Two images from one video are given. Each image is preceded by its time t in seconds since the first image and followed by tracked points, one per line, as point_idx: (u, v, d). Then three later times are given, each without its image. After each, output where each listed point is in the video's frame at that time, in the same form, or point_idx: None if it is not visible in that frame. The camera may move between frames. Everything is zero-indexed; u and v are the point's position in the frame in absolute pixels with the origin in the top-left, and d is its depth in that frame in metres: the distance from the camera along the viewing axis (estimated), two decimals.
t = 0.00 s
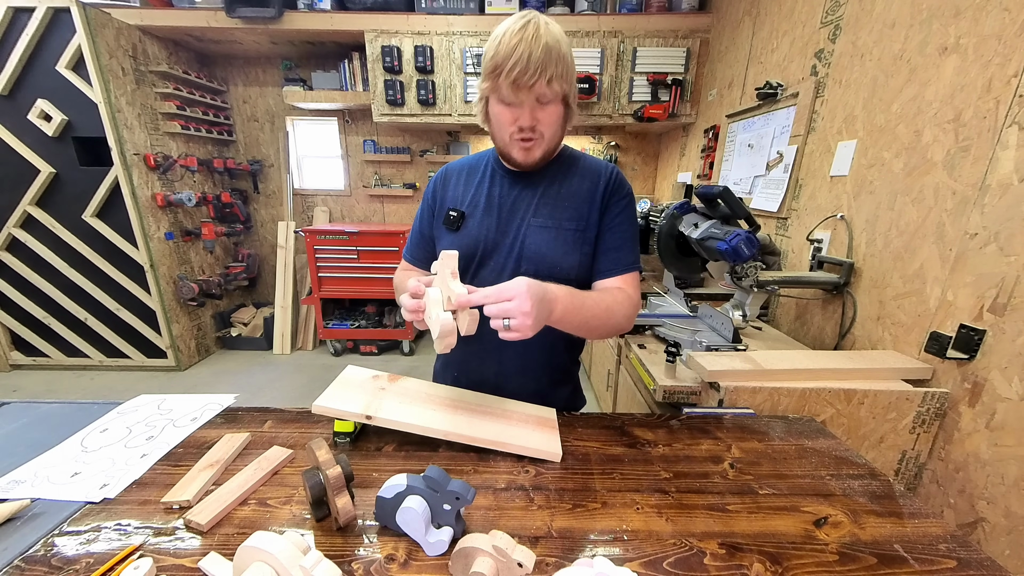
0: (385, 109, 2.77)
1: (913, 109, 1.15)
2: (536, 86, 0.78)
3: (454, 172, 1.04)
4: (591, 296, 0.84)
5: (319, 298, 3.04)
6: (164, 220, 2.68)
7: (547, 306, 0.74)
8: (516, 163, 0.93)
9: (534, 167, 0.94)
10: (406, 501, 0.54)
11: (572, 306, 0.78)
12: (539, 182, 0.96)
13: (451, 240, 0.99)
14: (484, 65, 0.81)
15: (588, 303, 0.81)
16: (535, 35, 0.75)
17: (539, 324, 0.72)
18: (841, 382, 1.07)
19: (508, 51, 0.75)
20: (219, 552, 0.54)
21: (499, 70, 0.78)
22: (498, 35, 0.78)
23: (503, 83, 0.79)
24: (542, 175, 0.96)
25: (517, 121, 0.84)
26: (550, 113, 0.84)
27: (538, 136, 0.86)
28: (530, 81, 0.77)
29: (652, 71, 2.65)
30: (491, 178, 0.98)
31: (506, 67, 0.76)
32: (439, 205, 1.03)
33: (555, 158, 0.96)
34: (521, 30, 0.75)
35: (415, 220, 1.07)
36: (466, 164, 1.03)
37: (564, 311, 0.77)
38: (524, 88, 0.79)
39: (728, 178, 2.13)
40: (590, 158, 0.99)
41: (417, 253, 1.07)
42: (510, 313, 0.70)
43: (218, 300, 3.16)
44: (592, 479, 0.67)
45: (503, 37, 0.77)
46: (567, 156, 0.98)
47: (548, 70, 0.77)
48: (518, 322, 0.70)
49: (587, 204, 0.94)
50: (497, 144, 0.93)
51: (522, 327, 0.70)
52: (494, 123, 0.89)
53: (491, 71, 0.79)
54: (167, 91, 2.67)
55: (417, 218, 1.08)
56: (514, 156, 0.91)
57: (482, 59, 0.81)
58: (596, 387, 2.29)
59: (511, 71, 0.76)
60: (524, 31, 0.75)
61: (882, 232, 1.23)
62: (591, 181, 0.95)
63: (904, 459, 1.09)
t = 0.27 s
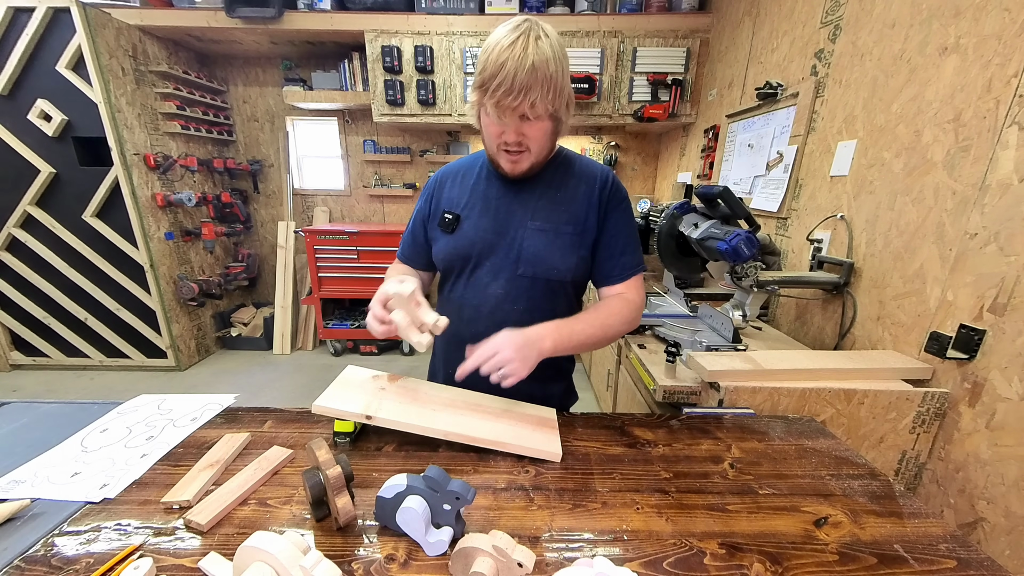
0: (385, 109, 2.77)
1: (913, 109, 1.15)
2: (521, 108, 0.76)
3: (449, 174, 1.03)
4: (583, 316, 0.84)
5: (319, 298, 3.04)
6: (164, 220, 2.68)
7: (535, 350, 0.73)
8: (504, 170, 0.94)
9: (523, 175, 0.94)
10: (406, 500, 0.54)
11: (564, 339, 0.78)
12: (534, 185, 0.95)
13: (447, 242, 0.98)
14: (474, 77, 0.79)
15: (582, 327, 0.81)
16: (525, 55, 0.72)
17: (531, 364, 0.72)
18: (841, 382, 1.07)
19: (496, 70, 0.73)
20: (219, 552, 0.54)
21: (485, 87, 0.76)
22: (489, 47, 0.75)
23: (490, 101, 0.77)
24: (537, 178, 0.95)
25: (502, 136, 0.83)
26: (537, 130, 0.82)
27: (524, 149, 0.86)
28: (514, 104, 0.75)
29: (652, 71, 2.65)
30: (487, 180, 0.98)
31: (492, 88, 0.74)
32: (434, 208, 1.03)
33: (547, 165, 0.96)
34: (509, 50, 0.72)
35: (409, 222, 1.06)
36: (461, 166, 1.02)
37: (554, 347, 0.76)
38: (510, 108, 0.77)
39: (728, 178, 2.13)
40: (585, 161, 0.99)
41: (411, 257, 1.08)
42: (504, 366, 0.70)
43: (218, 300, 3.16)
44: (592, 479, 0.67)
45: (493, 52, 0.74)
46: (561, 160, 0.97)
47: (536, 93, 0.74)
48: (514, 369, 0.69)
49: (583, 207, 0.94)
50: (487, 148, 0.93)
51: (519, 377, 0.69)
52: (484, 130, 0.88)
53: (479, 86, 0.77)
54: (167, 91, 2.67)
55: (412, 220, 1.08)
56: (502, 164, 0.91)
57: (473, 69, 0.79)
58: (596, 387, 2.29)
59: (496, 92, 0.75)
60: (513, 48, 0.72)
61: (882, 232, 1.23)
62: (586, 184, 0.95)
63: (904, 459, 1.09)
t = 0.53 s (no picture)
0: (385, 109, 2.77)
1: (913, 109, 1.15)
2: (509, 115, 0.76)
3: (437, 178, 1.03)
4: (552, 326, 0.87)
5: (319, 298, 3.04)
6: (164, 220, 2.68)
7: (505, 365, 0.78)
8: (493, 174, 0.93)
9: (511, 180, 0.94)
10: (406, 500, 0.54)
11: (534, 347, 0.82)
12: (519, 186, 0.94)
13: (437, 245, 0.98)
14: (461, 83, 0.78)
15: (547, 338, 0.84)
16: (510, 64, 0.71)
17: (500, 374, 0.78)
18: (841, 382, 1.07)
19: (482, 79, 0.72)
20: (219, 552, 0.54)
21: (472, 95, 0.75)
22: (478, 54, 0.74)
23: (477, 108, 0.76)
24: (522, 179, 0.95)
25: (491, 142, 0.83)
26: (524, 137, 0.81)
27: (513, 155, 0.85)
28: (502, 112, 0.75)
29: (652, 71, 2.65)
30: (473, 182, 0.97)
31: (479, 96, 0.73)
32: (423, 211, 1.03)
33: (536, 169, 0.95)
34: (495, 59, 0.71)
35: (403, 228, 1.07)
36: (448, 169, 1.02)
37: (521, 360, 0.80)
38: (497, 116, 0.76)
39: (728, 178, 2.13)
40: (570, 163, 0.99)
41: (407, 256, 1.10)
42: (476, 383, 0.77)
43: (218, 300, 3.16)
44: (592, 479, 0.67)
45: (482, 60, 0.73)
46: (546, 161, 0.97)
47: (522, 101, 0.74)
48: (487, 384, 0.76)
49: (567, 208, 0.94)
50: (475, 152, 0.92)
51: (489, 390, 0.76)
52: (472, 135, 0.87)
53: (467, 93, 0.76)
54: (167, 91, 2.67)
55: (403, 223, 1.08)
56: (490, 169, 0.91)
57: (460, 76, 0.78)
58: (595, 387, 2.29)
59: (483, 100, 0.74)
60: (501, 57, 0.72)
61: (882, 232, 1.23)
62: (571, 185, 0.95)
63: (904, 459, 1.09)
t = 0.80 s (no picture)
0: (385, 108, 2.77)
1: (913, 109, 1.15)
2: (491, 117, 0.77)
3: (429, 184, 1.03)
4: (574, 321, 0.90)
5: (319, 298, 3.04)
6: (164, 220, 2.68)
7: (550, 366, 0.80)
8: (484, 178, 0.93)
9: (502, 183, 0.94)
10: (406, 501, 0.54)
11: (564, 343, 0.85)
12: (510, 187, 0.95)
13: (432, 249, 0.98)
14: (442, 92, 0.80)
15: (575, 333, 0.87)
16: (487, 68, 0.74)
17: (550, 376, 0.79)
18: (841, 382, 1.07)
19: (463, 84, 0.75)
20: (219, 552, 0.54)
21: (454, 101, 0.77)
22: (457, 60, 0.77)
23: (461, 113, 0.78)
24: (512, 181, 0.95)
25: (477, 145, 0.83)
26: (509, 137, 0.82)
27: (500, 156, 0.85)
28: (483, 114, 0.76)
29: (652, 71, 2.65)
30: (465, 187, 0.97)
31: (460, 100, 0.75)
32: (418, 218, 1.03)
33: (526, 171, 0.95)
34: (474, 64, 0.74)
35: (397, 237, 1.07)
36: (439, 176, 1.02)
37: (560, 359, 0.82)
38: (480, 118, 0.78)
39: (728, 178, 2.13)
40: (559, 163, 0.99)
41: (402, 264, 1.10)
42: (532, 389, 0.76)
43: (218, 300, 3.16)
44: (592, 479, 0.67)
45: (461, 65, 0.75)
46: (534, 163, 0.97)
47: (502, 103, 0.76)
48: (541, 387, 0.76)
49: (559, 207, 0.94)
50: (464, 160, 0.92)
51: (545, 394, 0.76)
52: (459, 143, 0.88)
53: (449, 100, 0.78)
54: (167, 91, 2.67)
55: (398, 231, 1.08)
56: (482, 173, 0.90)
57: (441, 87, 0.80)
58: (595, 388, 2.29)
59: (465, 104, 0.76)
60: (479, 60, 0.74)
61: (883, 232, 1.23)
62: (561, 184, 0.95)
63: (904, 459, 1.09)
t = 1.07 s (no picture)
0: (385, 108, 2.77)
1: (913, 109, 1.15)
2: (526, 77, 0.83)
3: (430, 184, 1.02)
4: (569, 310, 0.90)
5: (319, 298, 3.04)
6: (164, 220, 2.68)
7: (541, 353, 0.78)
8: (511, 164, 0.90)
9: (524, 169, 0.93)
10: (406, 500, 0.54)
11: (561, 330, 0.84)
12: (514, 185, 0.95)
13: (436, 249, 0.97)
14: (471, 72, 0.85)
15: (574, 319, 0.87)
16: (516, 38, 0.84)
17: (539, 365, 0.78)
18: (841, 382, 1.07)
19: (498, 50, 0.81)
20: (219, 552, 0.54)
21: (491, 66, 0.82)
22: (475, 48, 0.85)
23: (496, 78, 0.83)
24: (517, 177, 0.95)
25: (511, 114, 0.84)
26: (538, 106, 0.87)
27: (532, 127, 0.86)
28: (520, 73, 0.83)
29: (652, 71, 2.65)
30: (468, 187, 0.97)
31: (499, 60, 0.81)
32: (419, 218, 1.01)
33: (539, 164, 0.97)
34: (503, 37, 0.83)
35: (396, 238, 1.05)
36: (440, 176, 1.02)
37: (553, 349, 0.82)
38: (516, 78, 0.83)
39: (728, 178, 2.13)
40: (561, 164, 1.00)
41: (400, 266, 1.08)
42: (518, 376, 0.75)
43: (218, 300, 3.16)
44: (592, 479, 0.67)
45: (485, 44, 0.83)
46: (538, 160, 0.98)
47: (534, 65, 0.84)
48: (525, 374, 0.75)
49: (565, 205, 0.95)
50: (486, 150, 0.90)
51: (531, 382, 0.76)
52: (484, 128, 0.88)
53: (482, 72, 0.83)
54: (167, 91, 2.67)
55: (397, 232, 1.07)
56: (513, 155, 0.87)
57: (466, 70, 0.86)
58: (596, 387, 2.29)
59: (503, 64, 0.81)
60: (503, 36, 0.83)
61: (882, 232, 1.23)
62: (566, 182, 0.96)
63: (904, 459, 1.09)
